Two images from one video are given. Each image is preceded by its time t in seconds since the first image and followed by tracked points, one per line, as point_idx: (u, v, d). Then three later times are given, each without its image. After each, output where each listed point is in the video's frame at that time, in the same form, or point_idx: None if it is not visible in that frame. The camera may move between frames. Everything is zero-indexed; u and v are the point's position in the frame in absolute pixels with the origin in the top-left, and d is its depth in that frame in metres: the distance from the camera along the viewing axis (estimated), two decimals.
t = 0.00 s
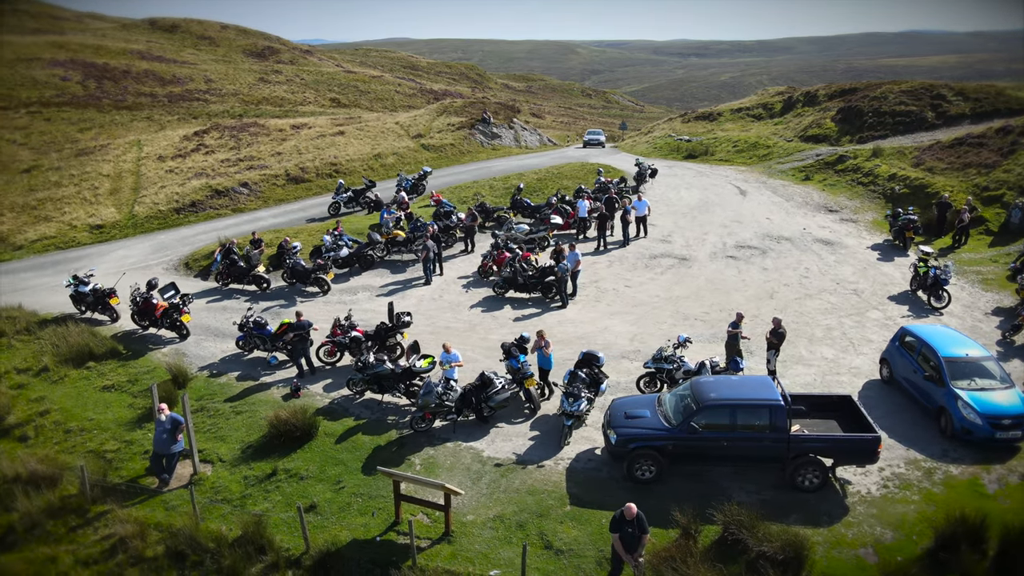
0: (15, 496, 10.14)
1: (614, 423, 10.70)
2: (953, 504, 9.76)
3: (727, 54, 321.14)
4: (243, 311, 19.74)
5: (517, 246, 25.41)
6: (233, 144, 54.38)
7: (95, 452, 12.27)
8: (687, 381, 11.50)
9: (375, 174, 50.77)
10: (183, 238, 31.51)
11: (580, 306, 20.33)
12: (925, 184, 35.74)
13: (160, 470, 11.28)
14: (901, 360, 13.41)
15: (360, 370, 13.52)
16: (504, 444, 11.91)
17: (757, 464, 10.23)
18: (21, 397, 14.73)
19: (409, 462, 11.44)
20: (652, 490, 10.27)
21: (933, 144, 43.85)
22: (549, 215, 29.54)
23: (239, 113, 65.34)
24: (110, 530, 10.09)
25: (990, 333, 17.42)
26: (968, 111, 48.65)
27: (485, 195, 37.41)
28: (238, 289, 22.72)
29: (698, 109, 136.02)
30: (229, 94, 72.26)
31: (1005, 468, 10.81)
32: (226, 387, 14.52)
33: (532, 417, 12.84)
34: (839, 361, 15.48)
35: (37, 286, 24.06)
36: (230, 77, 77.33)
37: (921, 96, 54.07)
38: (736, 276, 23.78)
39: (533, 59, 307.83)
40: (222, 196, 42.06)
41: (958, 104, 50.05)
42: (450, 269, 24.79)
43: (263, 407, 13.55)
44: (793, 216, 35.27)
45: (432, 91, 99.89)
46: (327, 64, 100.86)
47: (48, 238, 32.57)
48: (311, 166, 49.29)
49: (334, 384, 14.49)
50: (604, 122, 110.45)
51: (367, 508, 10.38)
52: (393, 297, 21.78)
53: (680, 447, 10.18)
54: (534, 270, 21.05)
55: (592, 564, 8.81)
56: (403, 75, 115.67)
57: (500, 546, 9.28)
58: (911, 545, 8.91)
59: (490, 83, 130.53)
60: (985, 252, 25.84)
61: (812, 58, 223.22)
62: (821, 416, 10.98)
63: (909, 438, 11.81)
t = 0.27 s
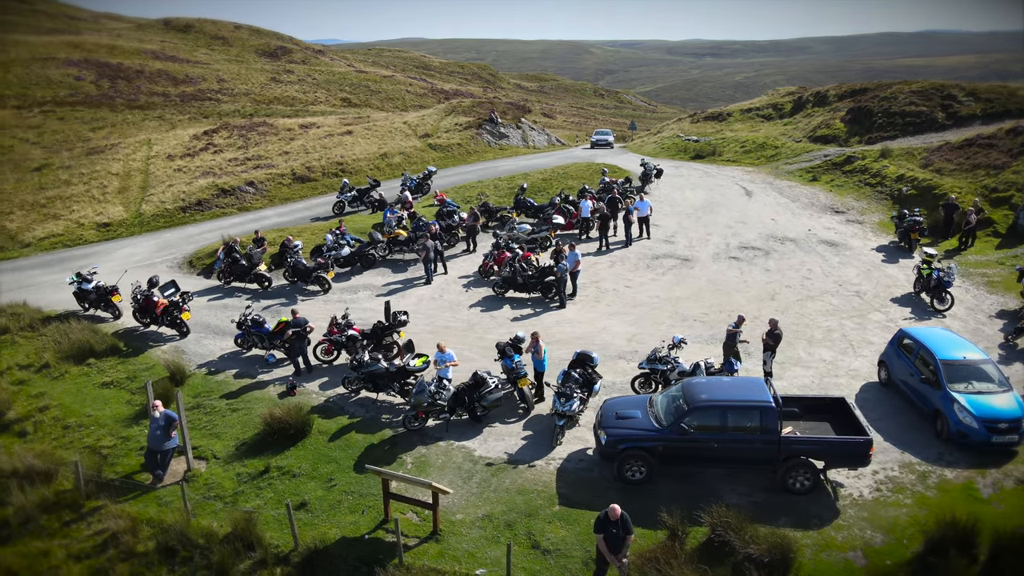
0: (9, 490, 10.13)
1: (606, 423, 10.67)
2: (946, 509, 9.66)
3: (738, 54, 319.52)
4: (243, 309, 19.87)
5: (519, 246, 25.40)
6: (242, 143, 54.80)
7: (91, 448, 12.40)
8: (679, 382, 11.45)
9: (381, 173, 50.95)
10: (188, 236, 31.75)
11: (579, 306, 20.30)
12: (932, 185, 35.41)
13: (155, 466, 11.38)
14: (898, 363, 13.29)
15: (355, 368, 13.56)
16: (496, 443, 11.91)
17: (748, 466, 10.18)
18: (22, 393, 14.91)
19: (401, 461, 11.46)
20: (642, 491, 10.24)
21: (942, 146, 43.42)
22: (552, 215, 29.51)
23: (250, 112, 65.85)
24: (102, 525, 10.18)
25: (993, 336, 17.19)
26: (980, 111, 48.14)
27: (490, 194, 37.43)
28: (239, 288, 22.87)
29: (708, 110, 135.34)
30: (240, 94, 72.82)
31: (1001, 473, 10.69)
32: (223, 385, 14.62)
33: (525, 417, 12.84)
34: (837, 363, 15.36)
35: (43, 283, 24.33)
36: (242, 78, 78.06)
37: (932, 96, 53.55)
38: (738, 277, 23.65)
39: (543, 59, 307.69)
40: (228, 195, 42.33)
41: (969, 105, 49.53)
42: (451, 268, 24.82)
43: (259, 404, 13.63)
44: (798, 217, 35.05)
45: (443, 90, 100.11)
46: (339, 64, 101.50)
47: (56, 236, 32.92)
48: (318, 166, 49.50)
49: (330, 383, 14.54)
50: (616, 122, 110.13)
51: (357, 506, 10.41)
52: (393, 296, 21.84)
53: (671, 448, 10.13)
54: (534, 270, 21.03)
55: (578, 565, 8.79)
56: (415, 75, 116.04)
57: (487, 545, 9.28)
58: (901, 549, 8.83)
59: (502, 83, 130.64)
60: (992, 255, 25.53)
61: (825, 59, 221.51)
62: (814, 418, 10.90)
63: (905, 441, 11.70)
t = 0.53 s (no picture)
0: (6, 485, 10.39)
1: (596, 423, 10.66)
2: (938, 512, 9.57)
3: (750, 55, 317.72)
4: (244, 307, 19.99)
5: (521, 245, 25.39)
6: (251, 142, 55.20)
7: (88, 443, 12.51)
8: (672, 383, 11.40)
9: (387, 173, 51.10)
10: (193, 234, 31.99)
11: (578, 306, 20.27)
12: (941, 186, 35.02)
13: (149, 462, 11.44)
14: (896, 366, 13.16)
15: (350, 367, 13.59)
16: (488, 442, 11.91)
17: (739, 468, 10.12)
18: (22, 389, 15.09)
19: (393, 459, 11.48)
20: (632, 492, 10.21)
21: (951, 147, 42.99)
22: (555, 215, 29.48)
23: (261, 112, 66.37)
24: (95, 520, 10.26)
25: (996, 338, 16.94)
26: (991, 113, 47.60)
27: (494, 194, 37.43)
28: (241, 286, 23.00)
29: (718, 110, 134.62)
30: (251, 93, 73.41)
31: (996, 478, 10.55)
32: (221, 382, 14.71)
33: (519, 416, 12.82)
34: (836, 365, 15.23)
35: (48, 280, 24.61)
36: (254, 77, 78.71)
37: (943, 97, 52.99)
38: (740, 277, 23.50)
39: (554, 59, 307.44)
40: (234, 194, 42.60)
41: (980, 106, 48.99)
42: (452, 268, 24.85)
43: (254, 402, 13.70)
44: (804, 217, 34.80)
45: (455, 90, 100.30)
46: (352, 64, 102.18)
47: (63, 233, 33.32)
48: (324, 165, 49.70)
49: (326, 381, 14.59)
50: (627, 122, 109.77)
51: (347, 503, 10.44)
52: (393, 295, 21.90)
53: (661, 449, 10.09)
54: (534, 270, 21.00)
55: (564, 565, 8.77)
56: (428, 74, 116.40)
57: (474, 544, 9.28)
58: (890, 552, 8.77)
59: (515, 84, 130.66)
60: (998, 257, 25.21)
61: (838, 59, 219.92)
62: (806, 420, 10.82)
63: (900, 444, 11.60)
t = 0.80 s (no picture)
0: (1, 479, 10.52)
1: (587, 423, 10.64)
2: (929, 515, 9.50)
3: (762, 54, 315.85)
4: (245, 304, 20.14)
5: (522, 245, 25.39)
6: (259, 141, 55.55)
7: (85, 438, 12.65)
8: (664, 383, 11.35)
9: (394, 172, 51.24)
10: (198, 232, 32.24)
11: (577, 305, 20.25)
12: (948, 187, 34.55)
13: (142, 457, 11.55)
14: (893, 368, 13.05)
15: (345, 364, 13.64)
16: (480, 441, 11.92)
17: (729, 468, 10.07)
18: (23, 384, 15.28)
19: (384, 457, 11.52)
20: (622, 492, 10.19)
21: (961, 147, 42.53)
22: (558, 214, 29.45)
23: (271, 111, 66.87)
24: (88, 514, 10.36)
25: (998, 340, 16.69)
26: (1002, 113, 47.01)
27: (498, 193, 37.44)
28: (243, 284, 23.16)
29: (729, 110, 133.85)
30: (262, 93, 74.00)
31: (990, 481, 10.41)
32: (218, 379, 14.82)
33: (512, 415, 12.82)
34: (834, 367, 15.12)
35: (54, 277, 24.90)
36: (265, 77, 79.36)
37: (953, 97, 52.42)
38: (742, 278, 23.38)
39: (564, 59, 307.06)
40: (240, 193, 42.87)
41: (991, 106, 48.40)
42: (453, 267, 24.88)
43: (250, 398, 13.78)
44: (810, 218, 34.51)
45: (465, 90, 100.46)
46: (362, 63, 102.60)
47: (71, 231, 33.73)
48: (330, 164, 49.91)
49: (322, 378, 14.65)
50: (638, 122, 109.34)
51: (337, 500, 10.48)
52: (394, 294, 21.97)
53: (650, 449, 10.07)
54: (533, 270, 20.99)
55: (550, 564, 8.77)
56: (440, 74, 116.70)
57: (462, 542, 9.29)
58: (879, 555, 8.71)
59: (529, 84, 130.57)
60: (1005, 259, 24.88)
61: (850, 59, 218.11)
62: (799, 422, 10.75)
63: (895, 446, 11.50)
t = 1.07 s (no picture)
0: None
1: (576, 422, 10.62)
2: (920, 518, 9.41)
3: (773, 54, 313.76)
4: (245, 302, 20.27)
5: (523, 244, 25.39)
6: (267, 140, 55.90)
7: (82, 433, 12.77)
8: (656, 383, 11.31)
9: (401, 171, 51.38)
10: (204, 231, 32.49)
11: (576, 305, 20.22)
12: (956, 187, 34.12)
13: (137, 453, 11.64)
14: (890, 370, 12.94)
15: (341, 362, 13.70)
16: (473, 440, 11.94)
17: (719, 469, 10.04)
18: (25, 379, 15.47)
19: (376, 454, 11.56)
20: (611, 491, 10.17)
21: (971, 148, 42.06)
22: (561, 214, 29.41)
23: (282, 110, 67.34)
24: (82, 508, 10.47)
25: (1000, 343, 16.46)
26: (1014, 113, 46.43)
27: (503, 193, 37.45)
28: (245, 282, 23.31)
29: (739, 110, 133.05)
30: (274, 92, 74.54)
31: (984, 485, 10.29)
32: (215, 376, 14.94)
33: (506, 414, 12.83)
34: (832, 368, 15.01)
35: (60, 274, 25.20)
36: (276, 77, 79.95)
37: (964, 97, 51.82)
38: (743, 278, 23.24)
39: (574, 59, 306.65)
40: (246, 191, 43.14)
41: (1003, 106, 47.81)
42: (455, 266, 24.91)
43: (246, 395, 13.87)
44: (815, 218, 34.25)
45: (477, 90, 100.57)
46: (372, 62, 102.98)
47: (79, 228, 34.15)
48: (336, 163, 50.13)
49: (319, 376, 14.72)
50: (648, 122, 109.00)
51: (328, 497, 10.52)
52: (394, 292, 22.04)
53: (639, 449, 10.04)
54: (533, 269, 20.98)
55: (536, 563, 8.77)
56: (452, 74, 116.92)
57: (449, 540, 9.31)
58: (868, 558, 8.65)
59: (541, 84, 130.48)
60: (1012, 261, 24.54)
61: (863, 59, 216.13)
62: (791, 423, 10.69)
63: (889, 448, 11.40)
